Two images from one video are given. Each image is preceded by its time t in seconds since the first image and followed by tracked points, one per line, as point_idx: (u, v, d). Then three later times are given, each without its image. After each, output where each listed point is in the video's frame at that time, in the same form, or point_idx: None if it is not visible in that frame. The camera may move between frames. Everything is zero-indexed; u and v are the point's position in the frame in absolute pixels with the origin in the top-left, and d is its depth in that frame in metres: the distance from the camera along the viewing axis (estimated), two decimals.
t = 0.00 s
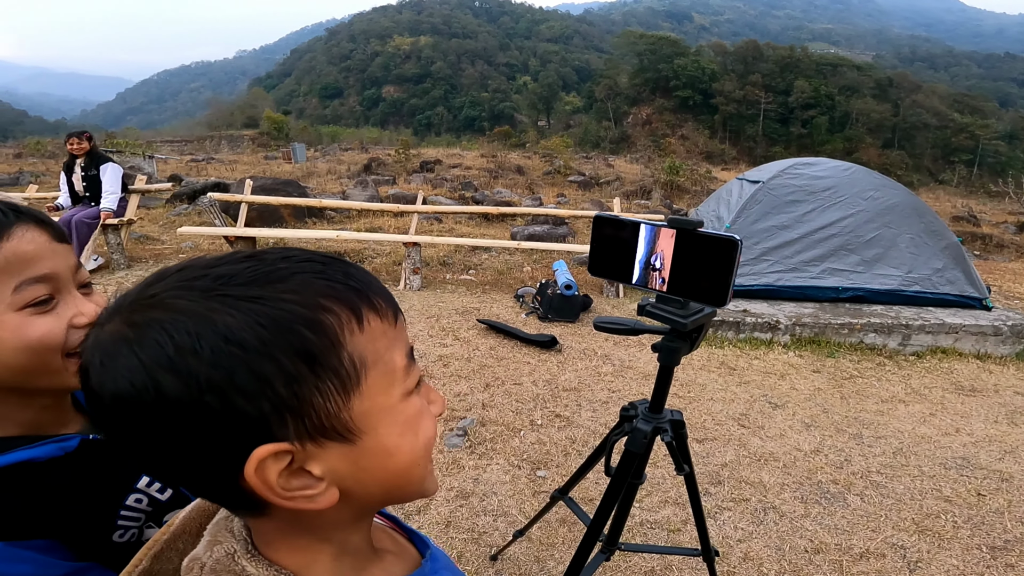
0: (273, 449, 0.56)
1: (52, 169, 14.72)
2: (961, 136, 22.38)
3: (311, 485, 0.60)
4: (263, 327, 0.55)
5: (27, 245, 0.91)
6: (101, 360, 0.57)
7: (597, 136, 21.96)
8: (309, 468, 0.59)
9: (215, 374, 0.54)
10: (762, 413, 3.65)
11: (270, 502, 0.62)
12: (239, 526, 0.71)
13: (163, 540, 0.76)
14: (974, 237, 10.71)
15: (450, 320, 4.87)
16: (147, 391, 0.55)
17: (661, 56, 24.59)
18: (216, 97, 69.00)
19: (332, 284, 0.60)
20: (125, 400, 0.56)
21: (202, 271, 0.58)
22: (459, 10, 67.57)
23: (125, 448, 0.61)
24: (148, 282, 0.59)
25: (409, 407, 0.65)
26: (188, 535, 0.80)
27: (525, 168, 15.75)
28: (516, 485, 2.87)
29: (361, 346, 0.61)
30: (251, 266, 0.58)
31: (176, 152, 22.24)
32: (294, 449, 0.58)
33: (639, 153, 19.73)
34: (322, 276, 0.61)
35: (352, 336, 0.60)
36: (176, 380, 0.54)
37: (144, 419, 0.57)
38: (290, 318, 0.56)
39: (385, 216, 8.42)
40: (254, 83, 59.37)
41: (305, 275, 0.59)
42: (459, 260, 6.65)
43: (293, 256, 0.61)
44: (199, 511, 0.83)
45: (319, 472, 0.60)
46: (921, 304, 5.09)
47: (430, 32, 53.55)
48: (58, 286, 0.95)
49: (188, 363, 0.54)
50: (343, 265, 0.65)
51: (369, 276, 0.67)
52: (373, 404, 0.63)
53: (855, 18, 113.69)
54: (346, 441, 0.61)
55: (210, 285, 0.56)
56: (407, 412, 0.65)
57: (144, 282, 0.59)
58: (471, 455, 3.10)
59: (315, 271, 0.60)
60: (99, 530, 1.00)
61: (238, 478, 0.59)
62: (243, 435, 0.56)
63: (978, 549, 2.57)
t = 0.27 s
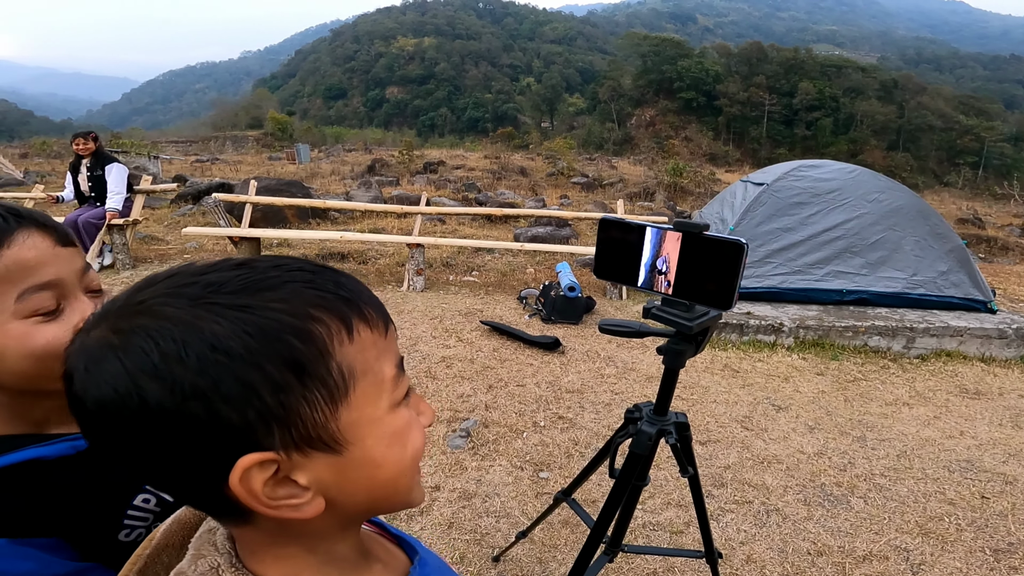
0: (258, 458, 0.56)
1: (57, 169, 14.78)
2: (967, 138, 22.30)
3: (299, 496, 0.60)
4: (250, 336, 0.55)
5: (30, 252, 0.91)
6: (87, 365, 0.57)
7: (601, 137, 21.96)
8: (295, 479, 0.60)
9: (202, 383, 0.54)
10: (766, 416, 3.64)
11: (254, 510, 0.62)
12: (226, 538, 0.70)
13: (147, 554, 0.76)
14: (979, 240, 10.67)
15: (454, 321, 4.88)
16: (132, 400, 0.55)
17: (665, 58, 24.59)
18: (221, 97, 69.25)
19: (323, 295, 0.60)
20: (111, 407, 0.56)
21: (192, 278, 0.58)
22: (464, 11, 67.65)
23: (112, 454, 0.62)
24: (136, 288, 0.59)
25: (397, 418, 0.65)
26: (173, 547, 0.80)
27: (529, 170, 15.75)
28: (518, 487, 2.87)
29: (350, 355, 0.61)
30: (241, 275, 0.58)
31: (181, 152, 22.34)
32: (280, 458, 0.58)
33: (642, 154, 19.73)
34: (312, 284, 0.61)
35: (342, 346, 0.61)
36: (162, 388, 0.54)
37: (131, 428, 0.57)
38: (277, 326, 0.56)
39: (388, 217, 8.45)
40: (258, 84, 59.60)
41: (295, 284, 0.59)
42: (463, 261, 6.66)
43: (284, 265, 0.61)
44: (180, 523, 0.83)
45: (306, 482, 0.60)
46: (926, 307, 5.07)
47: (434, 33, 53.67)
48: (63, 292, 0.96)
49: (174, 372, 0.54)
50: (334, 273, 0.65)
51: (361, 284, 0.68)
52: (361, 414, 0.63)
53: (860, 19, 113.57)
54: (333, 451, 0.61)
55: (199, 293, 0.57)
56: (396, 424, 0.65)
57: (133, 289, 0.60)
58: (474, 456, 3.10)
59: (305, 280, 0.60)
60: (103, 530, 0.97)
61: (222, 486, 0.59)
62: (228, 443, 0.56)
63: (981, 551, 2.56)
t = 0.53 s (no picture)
0: (242, 460, 0.57)
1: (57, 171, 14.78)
2: (965, 141, 22.33)
3: (283, 496, 0.61)
4: (228, 339, 0.55)
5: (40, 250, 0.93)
6: (68, 372, 0.57)
7: (600, 141, 22.00)
8: (280, 478, 0.60)
9: (181, 387, 0.55)
10: (764, 419, 3.64)
11: (241, 511, 0.63)
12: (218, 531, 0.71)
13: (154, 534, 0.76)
14: (978, 244, 10.69)
15: (452, 325, 4.88)
16: (114, 406, 0.55)
17: (664, 61, 24.66)
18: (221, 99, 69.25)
19: (301, 297, 0.61)
20: (93, 412, 0.57)
21: (171, 284, 0.58)
22: (464, 14, 67.76)
23: (97, 459, 0.62)
24: (115, 295, 0.59)
25: (380, 417, 0.66)
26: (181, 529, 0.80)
27: (529, 173, 15.77)
28: (517, 490, 2.87)
29: (331, 356, 0.62)
30: (219, 279, 0.59)
31: (180, 155, 22.36)
32: (263, 460, 0.58)
33: (641, 157, 19.77)
34: (291, 288, 0.61)
35: (322, 347, 0.61)
36: (141, 394, 0.55)
37: (113, 432, 0.57)
38: (256, 330, 0.56)
39: (387, 220, 8.45)
40: (258, 87, 59.70)
41: (273, 288, 0.60)
42: (462, 265, 6.66)
43: (262, 268, 0.62)
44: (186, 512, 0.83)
45: (291, 481, 0.61)
46: (924, 310, 5.08)
47: (434, 36, 53.70)
48: (72, 289, 0.97)
49: (152, 376, 0.54)
50: (313, 276, 0.65)
51: (341, 285, 0.68)
52: (344, 414, 0.63)
53: (860, 23, 113.72)
54: (317, 452, 0.62)
55: (177, 299, 0.57)
56: (379, 423, 0.66)
57: (112, 297, 0.60)
58: (472, 459, 3.11)
59: (283, 283, 0.61)
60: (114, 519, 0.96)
61: (207, 488, 0.60)
62: (210, 447, 0.57)
63: (978, 554, 2.56)
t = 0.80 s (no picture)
0: (239, 461, 0.57)
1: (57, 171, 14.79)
2: (964, 143, 22.35)
3: (279, 496, 0.61)
4: (229, 342, 0.55)
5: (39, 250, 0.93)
6: (69, 369, 0.57)
7: (599, 142, 22.04)
8: (275, 480, 0.60)
9: (183, 388, 0.55)
10: (763, 420, 3.64)
11: (236, 512, 0.63)
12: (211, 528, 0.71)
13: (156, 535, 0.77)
14: (977, 245, 10.69)
15: (452, 326, 4.88)
16: (114, 404, 0.55)
17: (664, 63, 24.70)
18: (221, 101, 69.31)
19: (302, 302, 0.61)
20: (93, 410, 0.57)
21: (175, 286, 0.58)
22: (464, 15, 67.84)
23: (96, 459, 0.61)
24: (118, 295, 0.60)
25: (377, 421, 0.66)
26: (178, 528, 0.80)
27: (528, 174, 15.77)
28: (516, 491, 2.87)
29: (330, 360, 0.62)
30: (223, 281, 0.59)
31: (180, 155, 22.37)
32: (260, 461, 0.59)
33: (641, 159, 19.78)
34: (293, 292, 0.61)
35: (321, 351, 0.61)
36: (142, 394, 0.55)
37: (112, 429, 0.57)
38: (257, 335, 0.56)
39: (387, 222, 8.45)
40: (258, 88, 59.86)
41: (275, 291, 0.60)
42: (461, 266, 6.66)
43: (264, 271, 0.62)
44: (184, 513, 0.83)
45: (286, 482, 0.61)
46: (923, 312, 5.08)
47: (434, 37, 53.70)
48: (72, 289, 0.97)
49: (154, 376, 0.54)
50: (315, 280, 0.65)
51: (342, 290, 0.68)
52: (342, 417, 0.63)
53: (859, 25, 113.74)
54: (313, 454, 0.62)
55: (180, 299, 0.57)
56: (376, 427, 0.66)
57: (115, 296, 0.60)
58: (471, 460, 3.11)
59: (286, 288, 0.61)
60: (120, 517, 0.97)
61: (203, 488, 0.60)
62: (207, 448, 0.57)
63: (977, 556, 2.56)
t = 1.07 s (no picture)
0: (242, 456, 0.57)
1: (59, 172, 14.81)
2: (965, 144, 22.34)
3: (280, 492, 0.61)
4: (238, 338, 0.56)
5: (31, 258, 0.93)
6: (82, 362, 0.58)
7: (600, 143, 22.06)
8: (277, 475, 0.60)
9: (191, 381, 0.55)
10: (764, 422, 3.64)
11: (237, 508, 0.63)
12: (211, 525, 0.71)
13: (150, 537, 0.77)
14: (978, 246, 10.69)
15: (452, 327, 4.88)
16: (124, 396, 0.56)
17: (664, 63, 24.69)
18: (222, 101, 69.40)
19: (311, 301, 0.61)
20: (102, 402, 0.58)
21: (188, 283, 0.59)
22: (464, 16, 67.84)
23: (106, 451, 0.63)
24: (135, 290, 0.61)
25: (381, 421, 0.66)
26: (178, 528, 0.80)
27: (529, 175, 15.78)
28: (516, 492, 2.87)
29: (335, 361, 0.62)
30: (235, 279, 0.60)
31: (182, 156, 22.40)
32: (263, 456, 0.59)
33: (642, 160, 19.79)
34: (302, 291, 0.62)
35: (327, 351, 0.61)
36: (151, 387, 0.55)
37: (119, 422, 0.58)
38: (265, 331, 0.57)
39: (388, 222, 8.46)
40: (260, 89, 59.92)
41: (285, 291, 0.61)
42: (462, 267, 6.66)
43: (275, 271, 0.62)
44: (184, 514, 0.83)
45: (288, 479, 0.61)
46: (924, 313, 5.07)
47: (435, 38, 53.74)
48: (65, 297, 0.98)
49: (163, 370, 0.55)
50: (325, 281, 0.66)
51: (352, 291, 0.68)
52: (346, 417, 0.63)
53: (861, 26, 113.67)
54: (316, 451, 0.62)
55: (192, 297, 0.58)
56: (379, 427, 0.65)
57: (132, 291, 0.61)
58: (472, 460, 3.10)
59: (296, 287, 0.61)
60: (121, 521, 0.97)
61: (206, 483, 0.60)
62: (210, 441, 0.57)
63: (978, 557, 2.56)
